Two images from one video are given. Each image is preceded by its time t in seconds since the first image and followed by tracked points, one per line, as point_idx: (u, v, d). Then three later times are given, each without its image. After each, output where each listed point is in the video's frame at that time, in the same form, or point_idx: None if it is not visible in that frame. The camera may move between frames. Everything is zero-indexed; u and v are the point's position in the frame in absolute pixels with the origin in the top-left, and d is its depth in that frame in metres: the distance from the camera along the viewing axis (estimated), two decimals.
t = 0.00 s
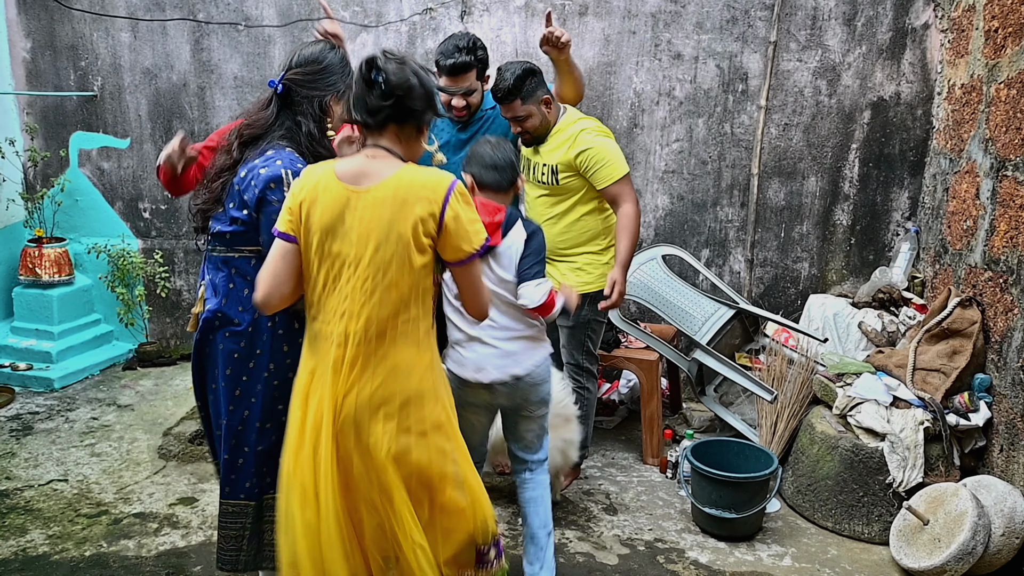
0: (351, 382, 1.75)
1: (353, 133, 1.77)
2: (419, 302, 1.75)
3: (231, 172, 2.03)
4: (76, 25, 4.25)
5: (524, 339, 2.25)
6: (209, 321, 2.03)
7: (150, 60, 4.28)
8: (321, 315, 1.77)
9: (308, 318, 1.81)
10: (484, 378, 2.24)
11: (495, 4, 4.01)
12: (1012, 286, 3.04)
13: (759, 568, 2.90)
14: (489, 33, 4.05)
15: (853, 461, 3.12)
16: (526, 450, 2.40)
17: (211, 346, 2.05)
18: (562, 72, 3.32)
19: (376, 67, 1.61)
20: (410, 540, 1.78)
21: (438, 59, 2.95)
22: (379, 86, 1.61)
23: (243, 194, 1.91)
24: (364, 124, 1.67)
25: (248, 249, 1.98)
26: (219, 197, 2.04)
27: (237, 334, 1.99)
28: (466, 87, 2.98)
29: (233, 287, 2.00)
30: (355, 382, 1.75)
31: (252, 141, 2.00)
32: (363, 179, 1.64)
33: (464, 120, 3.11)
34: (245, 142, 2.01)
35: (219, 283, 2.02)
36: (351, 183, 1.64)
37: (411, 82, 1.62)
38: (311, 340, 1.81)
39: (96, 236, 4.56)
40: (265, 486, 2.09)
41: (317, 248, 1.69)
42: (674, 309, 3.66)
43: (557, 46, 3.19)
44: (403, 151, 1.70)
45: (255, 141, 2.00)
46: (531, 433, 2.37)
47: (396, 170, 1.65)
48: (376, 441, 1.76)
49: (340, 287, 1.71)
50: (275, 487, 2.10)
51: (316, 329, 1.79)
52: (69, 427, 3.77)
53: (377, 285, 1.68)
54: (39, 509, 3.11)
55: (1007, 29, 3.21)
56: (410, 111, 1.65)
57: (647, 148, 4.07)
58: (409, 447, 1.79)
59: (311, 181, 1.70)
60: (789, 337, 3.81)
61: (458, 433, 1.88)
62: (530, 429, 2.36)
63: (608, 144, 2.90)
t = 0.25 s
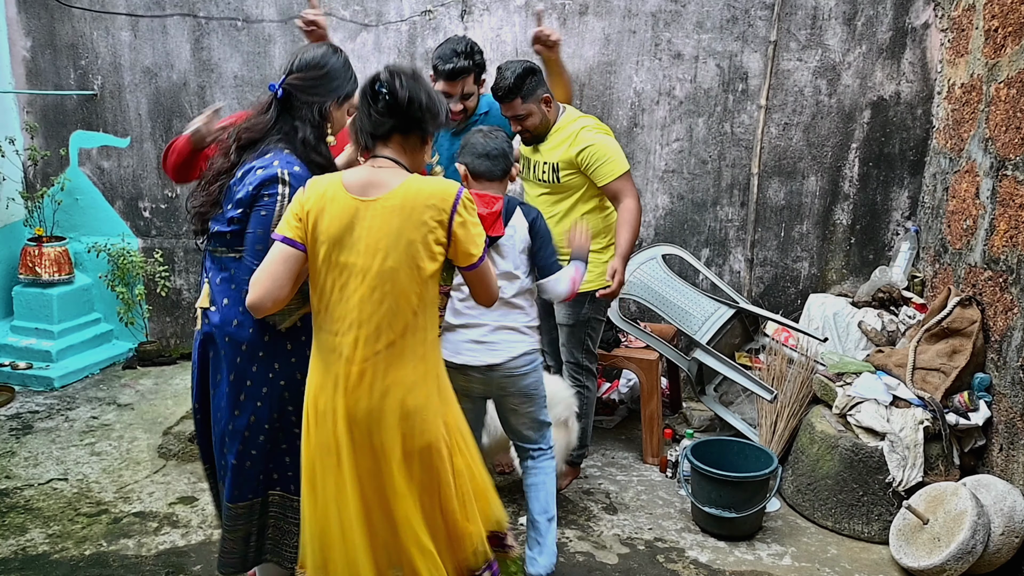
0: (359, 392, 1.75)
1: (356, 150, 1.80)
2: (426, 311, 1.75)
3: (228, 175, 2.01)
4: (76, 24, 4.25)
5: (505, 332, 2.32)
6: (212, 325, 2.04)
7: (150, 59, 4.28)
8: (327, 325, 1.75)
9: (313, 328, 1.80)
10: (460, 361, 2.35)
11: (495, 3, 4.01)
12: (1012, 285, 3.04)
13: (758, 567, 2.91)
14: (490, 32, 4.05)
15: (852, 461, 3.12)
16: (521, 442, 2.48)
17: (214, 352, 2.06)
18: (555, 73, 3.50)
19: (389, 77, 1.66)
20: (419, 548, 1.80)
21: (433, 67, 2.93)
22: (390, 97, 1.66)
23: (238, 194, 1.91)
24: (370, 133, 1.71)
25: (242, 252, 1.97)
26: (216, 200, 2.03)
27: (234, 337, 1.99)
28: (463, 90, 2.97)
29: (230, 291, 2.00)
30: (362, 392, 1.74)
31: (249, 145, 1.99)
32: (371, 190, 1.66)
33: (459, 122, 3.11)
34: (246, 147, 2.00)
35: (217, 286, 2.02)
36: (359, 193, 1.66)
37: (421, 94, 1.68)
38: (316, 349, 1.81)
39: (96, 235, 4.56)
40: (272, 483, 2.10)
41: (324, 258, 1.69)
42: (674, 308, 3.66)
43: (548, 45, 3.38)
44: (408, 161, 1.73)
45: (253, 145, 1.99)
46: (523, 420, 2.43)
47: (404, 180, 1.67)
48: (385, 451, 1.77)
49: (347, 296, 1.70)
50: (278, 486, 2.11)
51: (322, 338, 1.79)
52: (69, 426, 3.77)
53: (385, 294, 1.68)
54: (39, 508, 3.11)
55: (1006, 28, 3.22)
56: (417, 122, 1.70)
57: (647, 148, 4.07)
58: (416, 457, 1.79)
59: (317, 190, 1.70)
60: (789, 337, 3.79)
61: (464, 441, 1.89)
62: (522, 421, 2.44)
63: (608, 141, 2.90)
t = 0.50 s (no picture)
0: (371, 388, 1.74)
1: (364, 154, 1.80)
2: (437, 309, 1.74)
3: (226, 181, 2.04)
4: (76, 23, 4.25)
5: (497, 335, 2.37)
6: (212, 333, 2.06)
7: (150, 58, 4.28)
8: (340, 322, 1.75)
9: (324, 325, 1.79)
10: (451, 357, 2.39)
11: (496, 3, 4.01)
12: (1012, 285, 3.04)
13: (758, 566, 2.91)
14: (490, 32, 4.05)
15: (852, 460, 3.12)
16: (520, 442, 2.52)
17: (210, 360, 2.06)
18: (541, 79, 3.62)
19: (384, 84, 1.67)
20: (436, 542, 1.81)
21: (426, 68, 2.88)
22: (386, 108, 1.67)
23: (233, 199, 1.92)
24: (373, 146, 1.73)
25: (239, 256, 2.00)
26: (215, 206, 2.06)
27: (234, 344, 2.00)
28: (459, 94, 2.97)
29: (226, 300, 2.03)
30: (377, 390, 1.74)
31: (249, 152, 1.98)
32: (381, 186, 1.64)
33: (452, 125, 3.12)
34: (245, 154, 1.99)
35: (217, 294, 2.05)
36: (369, 190, 1.64)
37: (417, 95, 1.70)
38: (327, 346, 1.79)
39: (96, 234, 4.55)
40: (276, 486, 2.11)
41: (335, 255, 1.68)
42: (674, 308, 3.67)
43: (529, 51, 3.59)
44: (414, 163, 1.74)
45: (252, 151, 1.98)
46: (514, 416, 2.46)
47: (413, 176, 1.67)
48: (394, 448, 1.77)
49: (359, 293, 1.69)
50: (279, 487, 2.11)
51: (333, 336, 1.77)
52: (69, 426, 3.77)
53: (396, 290, 1.68)
54: (39, 507, 3.10)
55: (1006, 28, 3.22)
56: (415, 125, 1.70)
57: (647, 147, 4.07)
58: (426, 456, 1.78)
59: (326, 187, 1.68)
60: (789, 337, 3.79)
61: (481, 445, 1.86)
62: (519, 421, 2.47)
63: (608, 140, 2.91)
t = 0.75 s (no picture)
0: (390, 381, 1.74)
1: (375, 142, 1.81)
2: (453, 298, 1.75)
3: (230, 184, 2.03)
4: (75, 24, 4.25)
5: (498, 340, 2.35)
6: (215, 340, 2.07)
7: (149, 60, 4.28)
8: (354, 315, 1.74)
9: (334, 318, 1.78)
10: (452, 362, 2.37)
11: (495, 4, 4.01)
12: (1011, 287, 3.04)
13: (757, 568, 2.91)
14: (489, 33, 4.05)
15: (851, 462, 3.12)
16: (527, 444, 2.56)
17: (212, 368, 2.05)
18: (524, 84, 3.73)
19: (389, 73, 1.68)
20: (451, 531, 1.83)
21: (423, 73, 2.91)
22: (392, 95, 1.68)
23: (235, 199, 1.90)
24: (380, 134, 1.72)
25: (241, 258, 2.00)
26: (217, 209, 2.05)
27: (238, 350, 2.01)
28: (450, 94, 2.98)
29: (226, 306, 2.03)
30: (393, 383, 1.74)
31: (251, 154, 1.99)
32: (397, 177, 1.65)
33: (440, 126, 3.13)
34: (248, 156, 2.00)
35: (218, 300, 2.06)
36: (385, 182, 1.65)
37: (423, 83, 1.68)
38: (339, 339, 1.78)
39: (95, 235, 4.55)
40: (282, 488, 2.13)
41: (350, 247, 1.67)
42: (673, 309, 3.67)
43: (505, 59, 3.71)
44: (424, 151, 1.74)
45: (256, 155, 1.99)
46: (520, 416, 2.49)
47: (426, 167, 1.67)
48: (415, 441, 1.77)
49: (377, 285, 1.69)
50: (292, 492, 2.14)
51: (346, 329, 1.76)
52: (68, 427, 3.77)
53: (416, 281, 1.68)
54: (38, 509, 3.10)
55: (1005, 29, 3.22)
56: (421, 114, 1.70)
57: (646, 149, 4.07)
58: (447, 448, 1.79)
59: (341, 179, 1.68)
60: (788, 337, 3.82)
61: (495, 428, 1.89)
62: (526, 422, 2.51)
63: (605, 141, 2.92)
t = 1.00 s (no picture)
0: (410, 384, 1.74)
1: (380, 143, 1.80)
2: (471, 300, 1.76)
3: (239, 179, 2.01)
4: (73, 26, 4.25)
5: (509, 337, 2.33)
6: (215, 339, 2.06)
7: (147, 61, 4.27)
8: (372, 316, 1.74)
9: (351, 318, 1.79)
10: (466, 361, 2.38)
11: (493, 5, 4.01)
12: (1010, 286, 3.04)
13: (757, 568, 2.90)
14: (488, 34, 4.05)
15: (851, 462, 3.12)
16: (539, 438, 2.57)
17: (215, 368, 2.05)
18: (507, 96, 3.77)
19: (394, 68, 1.68)
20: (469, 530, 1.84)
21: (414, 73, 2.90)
22: (395, 91, 1.67)
23: (249, 196, 1.90)
24: (389, 132, 1.71)
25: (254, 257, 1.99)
26: (227, 205, 2.01)
27: (241, 348, 2.01)
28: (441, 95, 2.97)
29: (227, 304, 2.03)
30: (414, 383, 1.74)
31: (257, 147, 2.00)
32: (411, 178, 1.65)
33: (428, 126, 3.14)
34: (255, 151, 2.01)
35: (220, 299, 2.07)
36: (401, 183, 1.65)
37: (430, 80, 1.68)
38: (355, 340, 1.79)
39: (94, 237, 4.55)
40: (291, 476, 2.14)
41: (367, 248, 1.67)
42: (672, 309, 3.67)
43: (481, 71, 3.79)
44: (436, 149, 1.73)
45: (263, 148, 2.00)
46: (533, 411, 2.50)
47: (441, 168, 1.67)
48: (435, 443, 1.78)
49: (396, 286, 1.69)
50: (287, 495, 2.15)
51: (362, 329, 1.77)
52: (68, 429, 3.77)
53: (435, 282, 1.69)
54: (38, 511, 3.10)
55: (1004, 29, 3.22)
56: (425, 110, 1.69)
57: (646, 149, 4.06)
58: (465, 449, 1.80)
59: (357, 180, 1.68)
60: (789, 337, 3.82)
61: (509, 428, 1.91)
62: (538, 416, 2.51)
63: (603, 143, 2.94)
